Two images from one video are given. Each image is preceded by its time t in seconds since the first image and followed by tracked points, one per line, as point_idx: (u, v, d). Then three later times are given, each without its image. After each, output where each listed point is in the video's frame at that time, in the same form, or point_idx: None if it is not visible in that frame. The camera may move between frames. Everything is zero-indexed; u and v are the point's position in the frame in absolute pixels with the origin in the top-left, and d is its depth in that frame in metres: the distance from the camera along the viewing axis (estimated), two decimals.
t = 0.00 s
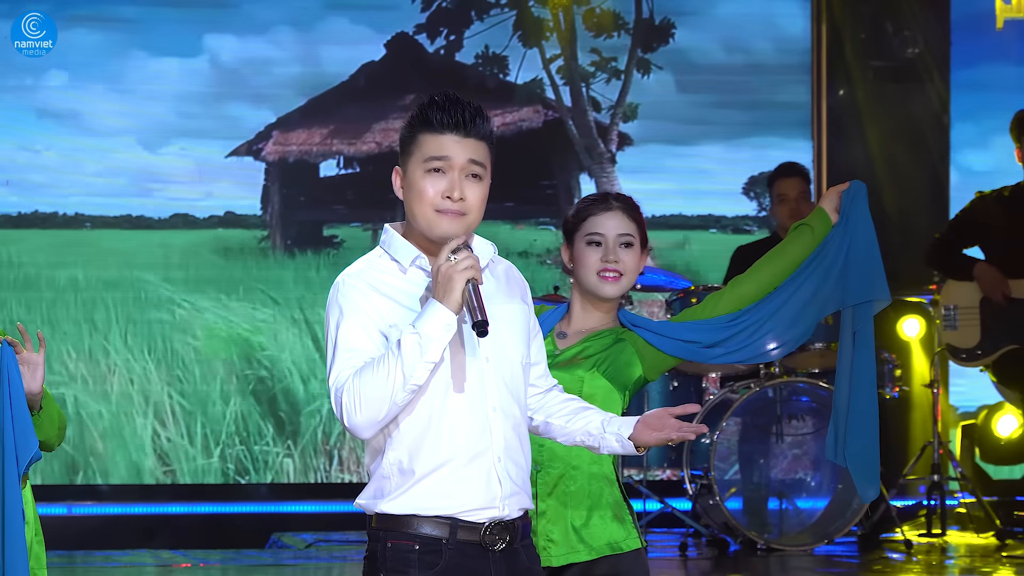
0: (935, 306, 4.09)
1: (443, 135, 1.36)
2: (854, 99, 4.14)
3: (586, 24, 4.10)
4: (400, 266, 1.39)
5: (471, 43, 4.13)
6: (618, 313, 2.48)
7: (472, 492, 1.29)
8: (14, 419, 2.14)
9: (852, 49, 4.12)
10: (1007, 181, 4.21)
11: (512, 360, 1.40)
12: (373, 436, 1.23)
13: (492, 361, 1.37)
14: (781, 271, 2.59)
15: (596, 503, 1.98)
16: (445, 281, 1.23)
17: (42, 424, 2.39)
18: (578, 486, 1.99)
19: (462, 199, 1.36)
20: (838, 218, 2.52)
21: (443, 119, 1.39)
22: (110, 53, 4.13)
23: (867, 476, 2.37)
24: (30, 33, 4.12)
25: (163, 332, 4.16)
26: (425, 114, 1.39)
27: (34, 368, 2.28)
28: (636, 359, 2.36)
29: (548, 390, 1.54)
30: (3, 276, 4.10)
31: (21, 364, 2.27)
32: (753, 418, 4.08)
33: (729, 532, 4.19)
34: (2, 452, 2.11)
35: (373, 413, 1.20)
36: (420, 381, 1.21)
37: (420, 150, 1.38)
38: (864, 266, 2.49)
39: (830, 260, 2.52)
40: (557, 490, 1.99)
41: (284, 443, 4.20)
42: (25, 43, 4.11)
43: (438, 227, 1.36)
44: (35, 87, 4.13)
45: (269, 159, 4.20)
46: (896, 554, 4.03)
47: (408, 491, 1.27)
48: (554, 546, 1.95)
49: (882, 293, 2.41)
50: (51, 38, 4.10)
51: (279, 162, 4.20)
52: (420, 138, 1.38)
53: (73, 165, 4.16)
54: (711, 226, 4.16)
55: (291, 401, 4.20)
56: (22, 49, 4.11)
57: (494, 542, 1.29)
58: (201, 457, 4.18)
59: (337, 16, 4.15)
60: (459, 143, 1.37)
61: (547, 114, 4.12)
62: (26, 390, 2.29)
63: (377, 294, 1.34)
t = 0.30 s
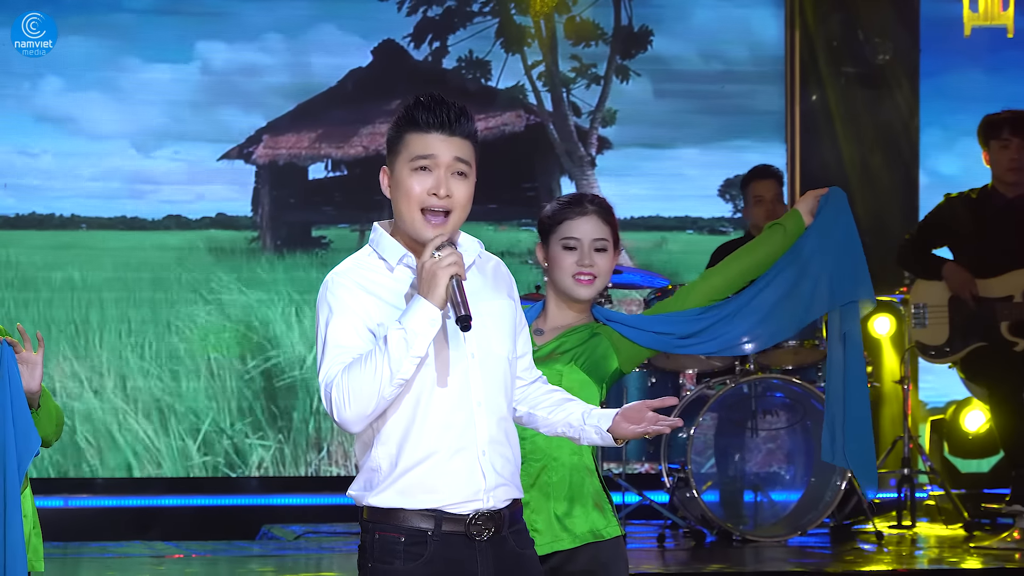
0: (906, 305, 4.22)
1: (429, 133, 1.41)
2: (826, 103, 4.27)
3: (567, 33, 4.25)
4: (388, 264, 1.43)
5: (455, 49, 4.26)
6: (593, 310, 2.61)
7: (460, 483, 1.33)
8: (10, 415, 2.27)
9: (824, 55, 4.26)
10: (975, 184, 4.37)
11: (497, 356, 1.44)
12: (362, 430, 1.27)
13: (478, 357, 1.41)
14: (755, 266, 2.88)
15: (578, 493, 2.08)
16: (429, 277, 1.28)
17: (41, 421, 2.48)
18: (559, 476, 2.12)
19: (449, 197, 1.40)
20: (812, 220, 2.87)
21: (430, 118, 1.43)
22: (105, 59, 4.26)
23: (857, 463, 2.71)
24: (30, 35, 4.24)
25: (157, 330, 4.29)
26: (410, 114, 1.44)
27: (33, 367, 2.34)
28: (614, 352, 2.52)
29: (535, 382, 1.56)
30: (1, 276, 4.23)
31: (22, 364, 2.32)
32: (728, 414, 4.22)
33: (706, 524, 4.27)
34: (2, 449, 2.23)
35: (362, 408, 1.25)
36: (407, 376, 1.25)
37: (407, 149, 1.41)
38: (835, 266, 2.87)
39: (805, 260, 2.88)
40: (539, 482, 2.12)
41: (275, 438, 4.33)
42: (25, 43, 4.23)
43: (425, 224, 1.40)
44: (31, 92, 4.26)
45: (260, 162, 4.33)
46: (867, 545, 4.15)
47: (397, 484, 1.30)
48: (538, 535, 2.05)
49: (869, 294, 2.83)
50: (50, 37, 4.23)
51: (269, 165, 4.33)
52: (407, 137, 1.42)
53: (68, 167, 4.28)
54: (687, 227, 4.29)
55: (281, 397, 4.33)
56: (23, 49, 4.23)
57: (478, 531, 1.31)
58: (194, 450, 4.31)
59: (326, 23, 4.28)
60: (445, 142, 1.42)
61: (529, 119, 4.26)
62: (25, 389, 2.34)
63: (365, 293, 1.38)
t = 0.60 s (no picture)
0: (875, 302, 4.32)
1: (418, 137, 1.51)
2: (799, 107, 4.42)
3: (548, 39, 4.38)
4: (378, 265, 1.52)
5: (440, 56, 4.40)
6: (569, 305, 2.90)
7: (452, 475, 1.42)
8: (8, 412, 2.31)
9: (797, 61, 4.40)
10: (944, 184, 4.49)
11: (488, 352, 1.53)
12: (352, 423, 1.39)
13: (468, 354, 1.50)
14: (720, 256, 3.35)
15: (562, 482, 2.16)
16: (415, 274, 1.37)
17: (34, 416, 2.66)
18: (543, 466, 2.19)
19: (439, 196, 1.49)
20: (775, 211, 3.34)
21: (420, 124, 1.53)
22: (100, 64, 4.39)
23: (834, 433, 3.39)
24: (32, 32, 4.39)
25: (152, 327, 4.42)
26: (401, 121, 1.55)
27: (28, 364, 2.55)
28: (591, 346, 2.68)
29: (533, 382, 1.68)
30: None
31: (16, 362, 2.53)
32: (704, 408, 4.35)
33: (683, 515, 4.43)
34: None
35: (351, 403, 1.36)
36: (393, 370, 1.36)
37: (398, 153, 1.52)
38: (798, 253, 3.33)
39: (772, 249, 3.32)
40: (524, 471, 2.18)
41: (265, 431, 4.46)
42: (25, 43, 4.37)
43: (416, 222, 1.49)
44: (28, 96, 4.39)
45: (250, 164, 4.47)
46: (839, 534, 4.29)
47: (390, 477, 1.41)
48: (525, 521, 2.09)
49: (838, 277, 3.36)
50: (51, 36, 4.36)
51: (260, 167, 4.47)
52: (398, 141, 1.52)
53: (65, 169, 4.41)
54: (665, 227, 4.43)
55: (272, 392, 4.46)
56: (23, 49, 4.36)
57: (471, 523, 1.41)
58: (187, 444, 4.44)
59: (314, 30, 4.41)
60: (433, 144, 1.52)
61: (511, 123, 4.40)
62: (20, 385, 2.55)
63: (359, 296, 1.48)
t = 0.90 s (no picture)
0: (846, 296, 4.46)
1: (414, 139, 1.64)
2: (772, 108, 4.56)
3: (528, 42, 4.53)
4: (383, 259, 1.64)
5: (424, 58, 4.55)
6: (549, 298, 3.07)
7: (454, 464, 1.53)
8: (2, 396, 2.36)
9: (770, 63, 4.55)
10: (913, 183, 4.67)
11: (494, 346, 1.63)
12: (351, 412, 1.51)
13: (472, 348, 1.60)
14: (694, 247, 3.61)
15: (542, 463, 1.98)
16: (407, 267, 1.46)
17: (27, 406, 2.78)
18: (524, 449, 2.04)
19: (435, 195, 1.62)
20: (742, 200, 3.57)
21: (420, 125, 1.66)
22: (94, 66, 4.53)
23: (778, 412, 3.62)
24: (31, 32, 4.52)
25: (145, 319, 4.56)
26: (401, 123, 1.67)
27: (21, 355, 2.67)
28: (571, 335, 2.92)
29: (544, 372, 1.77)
30: None
31: (9, 353, 2.65)
32: (680, 399, 4.47)
33: (660, 502, 4.56)
34: None
35: (348, 393, 1.48)
36: (388, 361, 1.47)
37: (399, 153, 1.65)
38: (760, 242, 3.58)
39: (738, 237, 3.58)
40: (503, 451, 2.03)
41: (255, 421, 4.61)
42: (25, 43, 4.50)
43: (414, 220, 1.62)
44: (24, 97, 4.52)
45: (240, 162, 4.61)
46: (811, 520, 4.41)
47: (397, 464, 1.52)
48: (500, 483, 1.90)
49: (792, 264, 3.56)
50: (50, 37, 4.50)
51: (249, 165, 4.61)
52: (400, 143, 1.65)
53: (59, 168, 4.55)
54: (642, 223, 4.58)
55: (261, 383, 4.61)
56: (22, 49, 4.50)
57: (473, 512, 1.52)
58: (180, 433, 4.58)
59: (302, 33, 4.55)
60: (429, 145, 1.64)
61: (493, 122, 4.54)
62: (12, 375, 2.66)
63: (364, 293, 1.60)
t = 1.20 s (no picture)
0: (818, 290, 4.60)
1: (432, 133, 1.84)
2: (747, 108, 4.70)
3: (510, 44, 4.67)
4: (398, 247, 1.86)
5: (409, 59, 4.71)
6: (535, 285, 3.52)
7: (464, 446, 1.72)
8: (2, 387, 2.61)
9: (745, 64, 4.69)
10: (882, 181, 4.83)
11: (509, 338, 1.82)
12: (361, 392, 1.74)
13: (485, 340, 1.79)
14: (672, 240, 3.85)
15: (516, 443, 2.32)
16: (410, 253, 1.64)
17: (29, 397, 2.93)
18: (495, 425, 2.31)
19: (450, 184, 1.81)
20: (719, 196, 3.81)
21: (437, 122, 1.87)
22: (89, 67, 4.68)
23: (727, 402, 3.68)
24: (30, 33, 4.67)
25: (139, 313, 4.70)
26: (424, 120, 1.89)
27: (20, 348, 2.82)
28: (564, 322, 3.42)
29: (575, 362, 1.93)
30: None
31: (10, 345, 2.80)
32: (657, 389, 4.63)
33: (638, 490, 4.69)
34: None
35: (355, 376, 1.70)
36: (389, 344, 1.67)
37: (417, 148, 1.86)
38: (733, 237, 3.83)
39: (716, 232, 3.82)
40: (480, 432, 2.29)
41: (245, 411, 4.74)
42: (25, 43, 4.65)
43: (429, 207, 1.80)
44: (21, 97, 4.67)
45: (230, 160, 4.75)
46: (784, 507, 4.53)
47: (413, 444, 1.72)
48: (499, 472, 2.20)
49: (763, 259, 3.76)
50: (50, 37, 4.65)
51: (239, 163, 4.75)
52: (419, 138, 1.86)
53: (55, 166, 4.69)
54: (621, 220, 4.72)
55: (251, 374, 4.75)
56: (23, 49, 4.65)
57: (486, 500, 1.69)
58: (173, 423, 4.72)
59: (290, 35, 4.70)
60: (446, 139, 1.84)
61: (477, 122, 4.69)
62: (13, 367, 2.83)
63: (383, 285, 1.80)
